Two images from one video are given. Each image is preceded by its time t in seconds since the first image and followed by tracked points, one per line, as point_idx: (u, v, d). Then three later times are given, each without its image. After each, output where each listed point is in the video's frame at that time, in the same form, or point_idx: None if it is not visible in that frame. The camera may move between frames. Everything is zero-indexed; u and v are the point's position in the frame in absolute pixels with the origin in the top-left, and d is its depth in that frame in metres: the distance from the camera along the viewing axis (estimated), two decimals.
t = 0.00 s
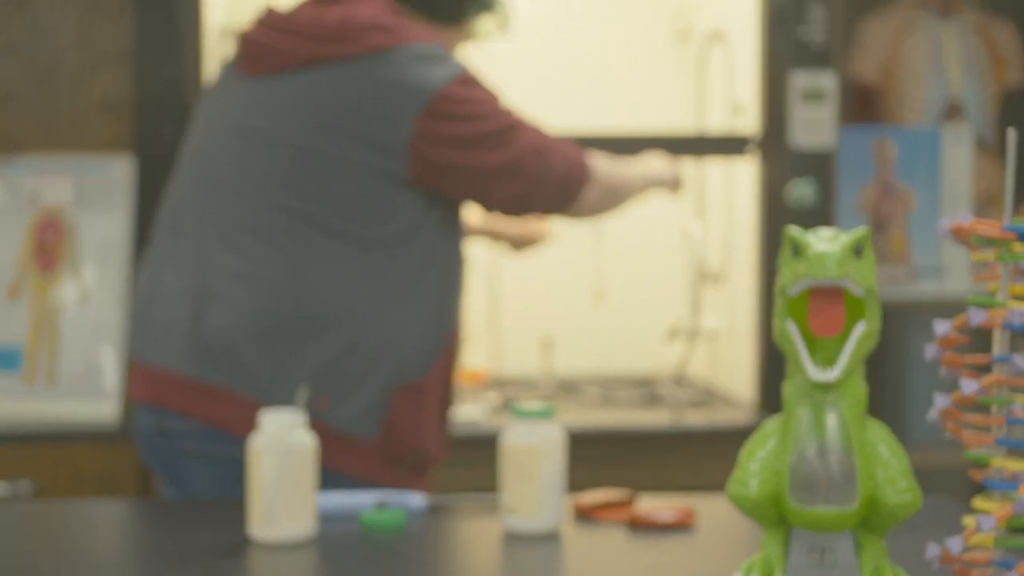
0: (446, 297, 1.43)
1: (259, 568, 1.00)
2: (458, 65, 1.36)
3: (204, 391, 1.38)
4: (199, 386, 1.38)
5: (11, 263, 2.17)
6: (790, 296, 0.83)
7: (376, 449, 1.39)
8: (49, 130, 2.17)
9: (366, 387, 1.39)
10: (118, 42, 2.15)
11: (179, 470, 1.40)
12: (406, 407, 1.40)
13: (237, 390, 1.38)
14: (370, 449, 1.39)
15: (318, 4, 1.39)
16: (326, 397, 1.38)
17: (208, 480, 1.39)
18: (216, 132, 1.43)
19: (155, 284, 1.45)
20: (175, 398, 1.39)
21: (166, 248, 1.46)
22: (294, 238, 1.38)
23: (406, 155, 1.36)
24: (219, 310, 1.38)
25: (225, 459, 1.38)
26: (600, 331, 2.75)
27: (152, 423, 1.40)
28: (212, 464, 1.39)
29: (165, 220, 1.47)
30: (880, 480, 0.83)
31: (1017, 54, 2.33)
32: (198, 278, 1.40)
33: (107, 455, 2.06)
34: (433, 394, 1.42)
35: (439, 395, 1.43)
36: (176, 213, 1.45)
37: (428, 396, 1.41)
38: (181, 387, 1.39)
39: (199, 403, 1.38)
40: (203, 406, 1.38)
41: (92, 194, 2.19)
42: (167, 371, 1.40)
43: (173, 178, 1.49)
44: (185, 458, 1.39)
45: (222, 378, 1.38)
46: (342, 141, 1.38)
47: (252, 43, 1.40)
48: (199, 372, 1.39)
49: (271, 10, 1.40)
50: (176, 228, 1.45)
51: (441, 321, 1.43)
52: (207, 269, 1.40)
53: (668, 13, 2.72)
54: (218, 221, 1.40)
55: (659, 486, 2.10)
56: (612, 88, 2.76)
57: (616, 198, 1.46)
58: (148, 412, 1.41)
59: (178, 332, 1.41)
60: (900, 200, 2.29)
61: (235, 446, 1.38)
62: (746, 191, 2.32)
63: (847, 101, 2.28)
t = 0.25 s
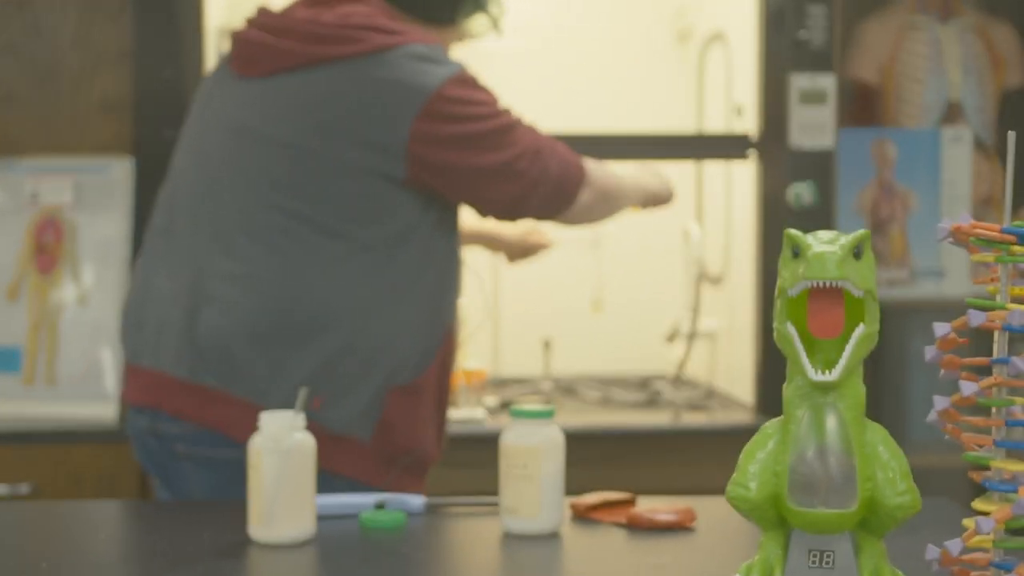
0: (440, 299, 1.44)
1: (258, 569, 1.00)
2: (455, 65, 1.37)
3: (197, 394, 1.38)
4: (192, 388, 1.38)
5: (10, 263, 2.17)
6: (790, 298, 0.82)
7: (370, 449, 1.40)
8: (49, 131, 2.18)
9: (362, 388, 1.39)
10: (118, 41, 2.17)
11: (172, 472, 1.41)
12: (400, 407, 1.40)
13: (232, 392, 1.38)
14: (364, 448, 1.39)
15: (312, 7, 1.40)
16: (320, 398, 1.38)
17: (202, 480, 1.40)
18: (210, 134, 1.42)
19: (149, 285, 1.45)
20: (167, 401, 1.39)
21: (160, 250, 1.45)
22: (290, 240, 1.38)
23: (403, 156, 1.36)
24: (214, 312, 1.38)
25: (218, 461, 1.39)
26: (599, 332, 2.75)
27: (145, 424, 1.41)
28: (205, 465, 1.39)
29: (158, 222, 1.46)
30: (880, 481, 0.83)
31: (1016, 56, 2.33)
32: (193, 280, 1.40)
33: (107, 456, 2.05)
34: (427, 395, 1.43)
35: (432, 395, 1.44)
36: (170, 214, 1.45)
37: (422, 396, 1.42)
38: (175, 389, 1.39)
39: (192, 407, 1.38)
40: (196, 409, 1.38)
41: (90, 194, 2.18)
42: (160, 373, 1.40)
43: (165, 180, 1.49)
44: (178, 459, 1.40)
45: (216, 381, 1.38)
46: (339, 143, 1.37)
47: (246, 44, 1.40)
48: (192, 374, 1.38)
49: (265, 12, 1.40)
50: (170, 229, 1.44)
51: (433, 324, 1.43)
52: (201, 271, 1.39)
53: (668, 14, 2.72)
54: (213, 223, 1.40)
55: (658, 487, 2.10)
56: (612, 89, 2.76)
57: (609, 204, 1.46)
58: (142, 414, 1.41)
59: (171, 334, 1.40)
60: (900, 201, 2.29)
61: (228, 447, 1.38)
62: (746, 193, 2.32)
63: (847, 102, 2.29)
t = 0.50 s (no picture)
0: (438, 298, 1.45)
1: (258, 569, 1.00)
2: (452, 65, 1.37)
3: (192, 395, 1.38)
4: (187, 389, 1.38)
5: (11, 264, 2.18)
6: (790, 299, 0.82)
7: (366, 448, 1.41)
8: (49, 132, 2.22)
9: (358, 388, 1.39)
10: (118, 42, 2.19)
11: (169, 472, 1.44)
12: (396, 408, 1.41)
13: (228, 393, 1.38)
14: (360, 447, 1.41)
15: (306, 8, 1.42)
16: (318, 398, 1.38)
17: (197, 481, 1.41)
18: (207, 135, 1.43)
19: (145, 286, 1.45)
20: (162, 401, 1.39)
21: (156, 251, 1.45)
22: (286, 241, 1.38)
23: (401, 158, 1.36)
24: (210, 314, 1.38)
25: (213, 461, 1.39)
26: (599, 333, 2.75)
27: (141, 425, 1.42)
28: (200, 466, 1.40)
29: (155, 224, 1.46)
30: (880, 483, 0.83)
31: (1016, 57, 2.33)
32: (189, 281, 1.39)
33: (106, 457, 2.05)
34: (423, 394, 1.44)
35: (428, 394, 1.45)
36: (166, 216, 1.45)
37: (417, 396, 1.43)
38: (171, 390, 1.39)
39: (188, 409, 1.38)
40: (189, 411, 1.38)
41: (89, 194, 2.18)
42: (156, 375, 1.40)
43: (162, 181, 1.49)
44: (175, 459, 1.41)
45: (212, 383, 1.38)
46: (337, 144, 1.37)
47: (243, 44, 1.40)
48: (188, 376, 1.38)
49: (263, 13, 1.41)
50: (166, 231, 1.45)
51: (432, 323, 1.44)
52: (197, 272, 1.39)
53: (668, 14, 2.73)
54: (209, 225, 1.40)
55: (658, 488, 2.10)
56: (612, 90, 2.76)
57: (605, 204, 1.47)
58: (138, 415, 1.41)
59: (167, 336, 1.40)
60: (900, 202, 2.29)
61: (225, 448, 1.39)
62: (745, 193, 2.32)
63: (847, 103, 2.33)
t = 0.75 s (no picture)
0: (431, 301, 1.46)
1: (259, 570, 1.00)
2: (443, 65, 1.36)
3: (190, 395, 1.38)
4: (185, 390, 1.38)
5: (11, 263, 2.19)
6: (789, 300, 0.82)
7: (361, 449, 1.41)
8: (49, 133, 2.22)
9: (353, 387, 1.39)
10: (118, 43, 2.18)
11: (170, 473, 1.43)
12: (392, 410, 1.42)
13: (224, 393, 1.37)
14: (356, 449, 1.41)
15: (296, 9, 1.44)
16: (313, 399, 1.38)
17: (196, 481, 1.41)
18: (200, 138, 1.43)
19: (140, 287, 1.45)
20: (161, 402, 1.39)
21: (153, 253, 1.45)
22: (280, 241, 1.37)
23: (390, 155, 1.36)
24: (204, 314, 1.37)
25: (212, 461, 1.39)
26: (599, 333, 2.75)
27: (139, 425, 1.42)
28: (199, 466, 1.40)
29: (151, 226, 1.47)
30: (879, 483, 0.83)
31: (1016, 57, 2.34)
32: (183, 282, 1.39)
33: (107, 457, 2.05)
34: (417, 396, 1.45)
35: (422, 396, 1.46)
36: (161, 218, 1.46)
37: (413, 399, 1.44)
38: (169, 390, 1.38)
39: (185, 409, 1.37)
40: (187, 412, 1.38)
41: (89, 194, 2.18)
42: (153, 375, 1.40)
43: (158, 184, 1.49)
44: (175, 460, 1.41)
45: (207, 382, 1.37)
46: (328, 141, 1.37)
47: (233, 45, 1.41)
48: (184, 376, 1.38)
49: (254, 13, 1.43)
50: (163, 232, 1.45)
51: (427, 326, 1.45)
52: (192, 273, 1.39)
53: (668, 15, 2.73)
54: (204, 226, 1.40)
55: (658, 488, 2.10)
56: (612, 91, 2.76)
57: (597, 210, 1.49)
58: (138, 416, 1.41)
59: (163, 336, 1.40)
60: (900, 202, 2.28)
61: (222, 448, 1.38)
62: (745, 194, 2.32)
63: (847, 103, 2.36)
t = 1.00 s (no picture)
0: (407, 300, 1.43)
1: (259, 570, 1.00)
2: (402, 78, 1.30)
3: (179, 398, 1.36)
4: (174, 393, 1.36)
5: (12, 264, 2.19)
6: (790, 301, 0.82)
7: (352, 457, 1.40)
8: (49, 132, 2.22)
9: (330, 385, 1.36)
10: (118, 43, 2.18)
11: (171, 474, 1.42)
12: (385, 418, 1.41)
13: (210, 396, 1.35)
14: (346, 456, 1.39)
15: (266, 8, 1.42)
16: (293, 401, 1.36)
17: (195, 480, 1.39)
18: (178, 144, 1.42)
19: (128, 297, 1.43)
20: (153, 406, 1.37)
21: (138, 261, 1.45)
22: (259, 243, 1.35)
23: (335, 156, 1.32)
24: (185, 318, 1.35)
25: (207, 461, 1.37)
26: (598, 334, 2.76)
27: (138, 426, 1.40)
28: (196, 466, 1.38)
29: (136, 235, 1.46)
30: (879, 483, 0.83)
31: (1016, 58, 2.34)
32: (165, 286, 1.38)
33: (108, 458, 2.05)
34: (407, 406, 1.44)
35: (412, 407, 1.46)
36: (147, 223, 1.44)
37: (404, 408, 1.43)
38: (159, 393, 1.37)
39: (176, 413, 1.35)
40: (178, 414, 1.36)
41: (90, 194, 2.18)
42: (145, 379, 1.38)
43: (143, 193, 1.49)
44: (173, 461, 1.39)
45: (195, 385, 1.36)
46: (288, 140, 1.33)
47: (200, 48, 1.43)
48: (172, 379, 1.36)
49: (228, 11, 1.44)
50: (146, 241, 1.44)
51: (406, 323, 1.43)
52: (171, 278, 1.37)
53: (668, 15, 2.74)
54: (183, 231, 1.38)
55: (659, 488, 2.10)
56: (613, 91, 2.76)
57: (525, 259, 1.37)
58: (134, 419, 1.40)
59: (151, 342, 1.38)
60: (900, 202, 2.28)
61: (215, 450, 1.36)
62: (745, 194, 2.32)
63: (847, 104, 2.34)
